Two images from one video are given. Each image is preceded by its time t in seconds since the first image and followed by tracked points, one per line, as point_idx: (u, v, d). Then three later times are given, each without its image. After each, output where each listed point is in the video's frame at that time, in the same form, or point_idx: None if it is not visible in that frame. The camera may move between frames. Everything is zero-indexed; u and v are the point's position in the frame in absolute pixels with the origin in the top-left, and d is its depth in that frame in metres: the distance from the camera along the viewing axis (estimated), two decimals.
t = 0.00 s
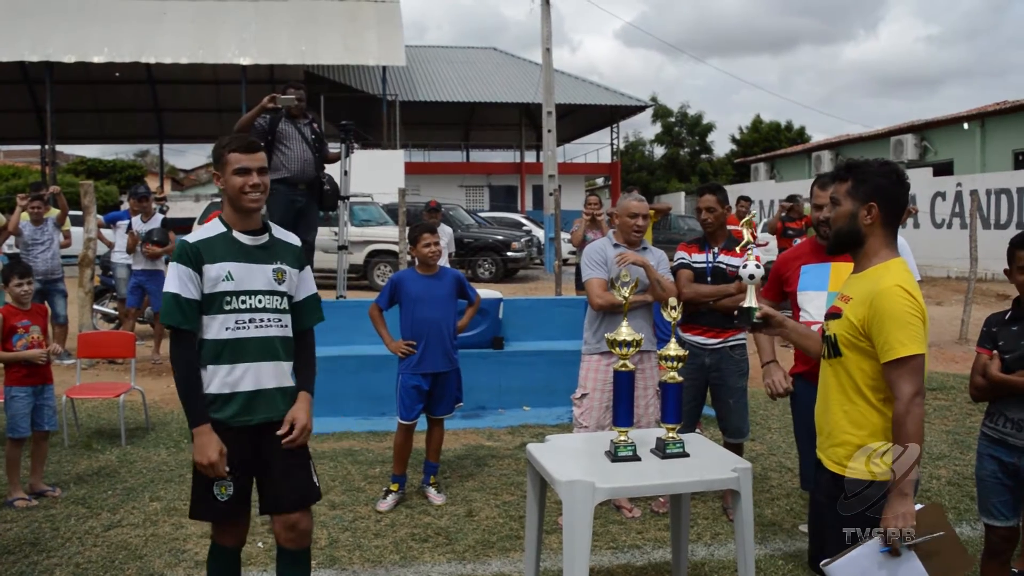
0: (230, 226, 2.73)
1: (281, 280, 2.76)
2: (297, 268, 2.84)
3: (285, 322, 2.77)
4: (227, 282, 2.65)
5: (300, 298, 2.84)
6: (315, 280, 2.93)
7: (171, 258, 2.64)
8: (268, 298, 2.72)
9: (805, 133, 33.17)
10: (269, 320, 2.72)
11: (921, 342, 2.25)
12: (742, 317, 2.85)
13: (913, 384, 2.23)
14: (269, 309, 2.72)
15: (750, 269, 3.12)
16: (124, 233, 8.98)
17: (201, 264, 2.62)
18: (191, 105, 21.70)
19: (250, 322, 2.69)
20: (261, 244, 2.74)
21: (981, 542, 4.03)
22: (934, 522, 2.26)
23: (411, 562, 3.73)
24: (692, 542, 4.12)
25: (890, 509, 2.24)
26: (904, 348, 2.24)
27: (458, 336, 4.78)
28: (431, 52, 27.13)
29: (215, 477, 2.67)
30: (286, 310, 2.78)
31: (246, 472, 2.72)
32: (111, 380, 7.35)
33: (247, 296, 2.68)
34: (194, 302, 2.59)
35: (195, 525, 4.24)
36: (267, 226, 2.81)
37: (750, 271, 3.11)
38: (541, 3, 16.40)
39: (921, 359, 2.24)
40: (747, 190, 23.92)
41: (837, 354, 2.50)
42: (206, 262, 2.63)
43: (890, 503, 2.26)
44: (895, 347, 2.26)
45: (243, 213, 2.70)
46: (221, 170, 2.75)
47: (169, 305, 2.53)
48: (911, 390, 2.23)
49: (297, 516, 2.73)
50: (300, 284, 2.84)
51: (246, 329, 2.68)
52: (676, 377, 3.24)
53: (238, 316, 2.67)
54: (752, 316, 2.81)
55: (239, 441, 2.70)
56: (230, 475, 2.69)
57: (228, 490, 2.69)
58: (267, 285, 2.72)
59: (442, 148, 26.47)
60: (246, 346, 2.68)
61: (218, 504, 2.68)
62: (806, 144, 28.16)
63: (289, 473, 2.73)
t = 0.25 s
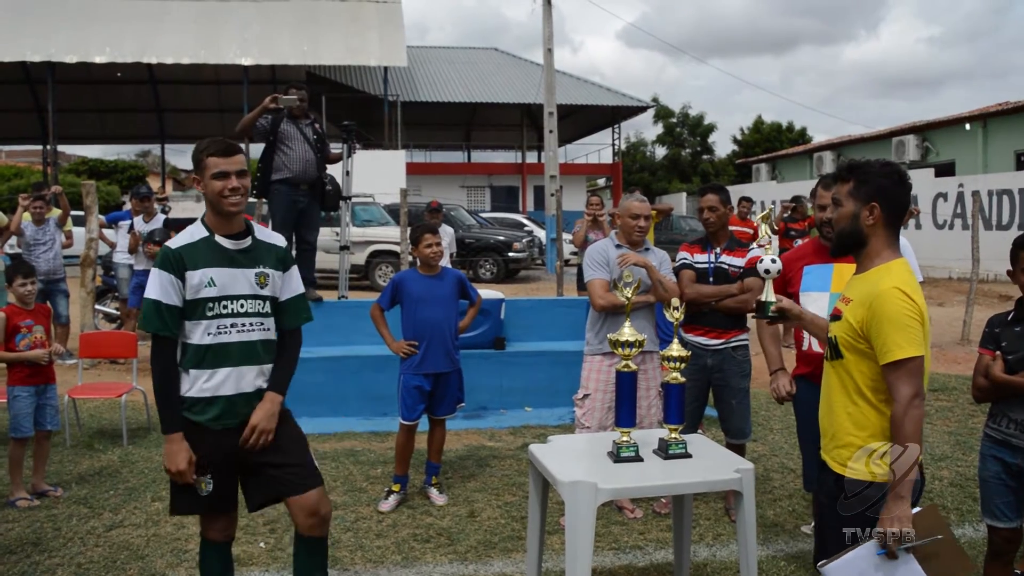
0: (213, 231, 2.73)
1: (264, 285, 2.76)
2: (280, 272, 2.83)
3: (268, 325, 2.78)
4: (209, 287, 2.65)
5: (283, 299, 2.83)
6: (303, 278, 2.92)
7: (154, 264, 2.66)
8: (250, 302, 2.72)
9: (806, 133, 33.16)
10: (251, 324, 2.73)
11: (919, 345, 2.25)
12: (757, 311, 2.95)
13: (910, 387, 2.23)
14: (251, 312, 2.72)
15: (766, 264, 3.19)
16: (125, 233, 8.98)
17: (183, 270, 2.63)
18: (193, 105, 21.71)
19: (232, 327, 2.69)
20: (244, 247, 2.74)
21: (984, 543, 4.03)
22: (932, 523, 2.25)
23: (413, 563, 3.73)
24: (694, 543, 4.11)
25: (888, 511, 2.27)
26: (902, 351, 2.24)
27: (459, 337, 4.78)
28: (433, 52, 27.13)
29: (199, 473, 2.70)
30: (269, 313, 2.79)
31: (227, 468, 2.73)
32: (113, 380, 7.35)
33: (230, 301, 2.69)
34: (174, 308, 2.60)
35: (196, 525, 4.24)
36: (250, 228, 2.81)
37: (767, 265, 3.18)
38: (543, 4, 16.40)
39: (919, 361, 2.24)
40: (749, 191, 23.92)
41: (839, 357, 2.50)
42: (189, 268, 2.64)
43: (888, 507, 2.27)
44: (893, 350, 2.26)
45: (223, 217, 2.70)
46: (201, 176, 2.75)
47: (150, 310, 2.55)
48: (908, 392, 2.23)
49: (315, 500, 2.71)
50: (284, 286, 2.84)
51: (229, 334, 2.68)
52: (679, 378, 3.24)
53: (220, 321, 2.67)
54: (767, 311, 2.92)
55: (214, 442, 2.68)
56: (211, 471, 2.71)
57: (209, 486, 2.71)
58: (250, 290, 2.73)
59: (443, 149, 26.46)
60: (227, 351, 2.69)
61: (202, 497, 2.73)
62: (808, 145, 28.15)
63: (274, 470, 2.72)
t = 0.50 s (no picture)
0: (200, 231, 2.71)
1: (256, 282, 2.75)
2: (273, 268, 2.82)
3: (261, 322, 2.78)
4: (198, 288, 2.65)
5: (280, 295, 2.83)
6: (300, 273, 2.91)
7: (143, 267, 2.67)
8: (242, 300, 2.72)
9: (809, 135, 33.13)
10: (244, 322, 2.72)
11: (912, 349, 2.23)
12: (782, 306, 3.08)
13: (900, 391, 2.22)
14: (243, 310, 2.72)
15: (787, 257, 3.27)
16: (128, 233, 8.98)
17: (170, 273, 2.63)
18: (196, 106, 21.73)
19: (224, 326, 2.69)
20: (233, 245, 2.73)
21: (986, 545, 4.02)
22: (898, 527, 2.25)
23: (415, 564, 3.72)
24: (696, 544, 4.11)
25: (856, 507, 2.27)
26: (894, 353, 2.24)
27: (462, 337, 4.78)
28: (436, 53, 27.13)
29: (202, 471, 2.69)
30: (263, 309, 2.79)
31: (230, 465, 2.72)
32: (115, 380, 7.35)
33: (221, 300, 2.69)
34: (165, 310, 2.62)
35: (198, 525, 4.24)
36: (240, 225, 2.79)
37: (787, 258, 3.26)
38: (546, 5, 16.40)
39: (911, 365, 2.23)
40: (752, 192, 23.90)
41: (840, 358, 2.50)
42: (176, 269, 2.63)
43: (856, 504, 2.29)
44: (886, 352, 2.25)
45: (208, 216, 2.69)
46: (184, 176, 2.74)
47: (135, 314, 2.59)
48: (898, 396, 2.22)
49: (278, 511, 2.75)
50: (277, 281, 2.83)
51: (222, 333, 2.68)
52: (682, 379, 3.24)
53: (213, 321, 2.67)
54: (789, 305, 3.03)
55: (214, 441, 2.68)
56: (217, 467, 2.70)
57: (217, 483, 2.71)
58: (240, 287, 2.72)
59: (446, 149, 26.45)
60: (222, 350, 2.69)
61: (209, 496, 2.71)
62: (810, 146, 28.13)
63: (263, 466, 2.75)
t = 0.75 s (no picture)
0: (195, 232, 2.71)
1: (252, 282, 2.75)
2: (269, 266, 2.81)
3: (261, 321, 2.77)
4: (194, 290, 2.66)
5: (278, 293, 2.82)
6: (296, 271, 2.89)
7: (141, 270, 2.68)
8: (239, 301, 2.72)
9: (810, 136, 33.12)
10: (242, 322, 2.72)
11: (904, 351, 2.22)
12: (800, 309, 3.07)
13: (891, 393, 2.22)
14: (241, 310, 2.72)
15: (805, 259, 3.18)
16: (130, 234, 8.99)
17: (166, 275, 2.64)
18: (198, 106, 21.75)
19: (222, 327, 2.69)
20: (227, 245, 2.72)
21: (989, 546, 4.01)
22: (883, 528, 2.24)
23: (416, 564, 3.72)
24: (698, 545, 4.10)
25: (839, 508, 2.30)
26: (885, 356, 2.23)
27: (464, 337, 4.77)
28: (437, 54, 27.15)
29: (199, 470, 2.70)
30: (262, 309, 2.78)
31: (226, 465, 2.74)
32: (117, 380, 7.36)
33: (219, 301, 2.69)
34: (163, 313, 2.63)
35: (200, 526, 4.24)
36: (234, 224, 2.78)
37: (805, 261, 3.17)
38: (548, 5, 16.40)
39: (904, 368, 2.22)
40: (753, 193, 23.90)
41: (842, 358, 2.50)
42: (172, 272, 2.64)
43: (840, 504, 2.30)
44: (877, 355, 2.25)
45: (201, 217, 2.68)
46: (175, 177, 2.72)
47: (134, 319, 2.59)
48: (888, 398, 2.22)
49: (295, 504, 2.73)
50: (275, 280, 2.82)
51: (219, 334, 2.69)
52: (684, 380, 3.24)
53: (209, 322, 2.68)
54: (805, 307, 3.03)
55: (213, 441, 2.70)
56: (213, 468, 2.72)
57: (210, 483, 2.72)
58: (237, 288, 2.72)
59: (447, 150, 26.47)
60: (221, 350, 2.69)
61: (202, 496, 2.73)
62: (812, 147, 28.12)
63: (265, 465, 2.73)
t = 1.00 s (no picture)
0: (195, 236, 2.72)
1: (255, 281, 2.75)
2: (271, 262, 2.81)
3: (265, 321, 2.77)
4: (196, 293, 2.67)
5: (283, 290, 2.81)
6: (300, 268, 2.87)
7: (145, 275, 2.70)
8: (241, 301, 2.72)
9: (811, 136, 33.11)
10: (244, 323, 2.72)
11: (906, 352, 2.22)
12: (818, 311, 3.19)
13: (894, 393, 2.22)
14: (243, 311, 2.72)
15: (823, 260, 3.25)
16: (131, 235, 8.99)
17: (169, 279, 2.65)
18: (198, 107, 21.76)
19: (225, 328, 2.70)
20: (226, 247, 2.72)
21: (990, 547, 4.00)
22: (891, 529, 2.22)
23: (417, 565, 3.72)
24: (700, 546, 4.10)
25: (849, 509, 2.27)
26: (886, 357, 2.23)
27: (464, 338, 4.77)
28: (438, 55, 27.16)
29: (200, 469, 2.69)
30: (266, 308, 2.77)
31: (230, 468, 2.73)
32: (118, 381, 7.36)
33: (223, 302, 2.70)
34: (167, 317, 2.65)
35: (201, 527, 4.24)
36: (235, 225, 2.78)
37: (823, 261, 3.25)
38: (548, 6, 16.41)
39: (906, 368, 2.22)
40: (754, 194, 23.90)
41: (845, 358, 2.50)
42: (174, 276, 2.65)
43: (851, 505, 2.28)
44: (879, 355, 2.25)
45: (197, 222, 2.68)
46: (172, 180, 2.72)
47: (137, 321, 2.61)
48: (891, 398, 2.22)
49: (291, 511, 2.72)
50: (278, 277, 2.81)
51: (223, 335, 2.69)
52: (685, 380, 3.23)
53: (212, 324, 2.69)
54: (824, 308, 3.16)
55: (218, 441, 2.70)
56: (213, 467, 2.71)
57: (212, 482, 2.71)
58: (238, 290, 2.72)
59: (448, 151, 26.49)
60: (225, 351, 2.70)
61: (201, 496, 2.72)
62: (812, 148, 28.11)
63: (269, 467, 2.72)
